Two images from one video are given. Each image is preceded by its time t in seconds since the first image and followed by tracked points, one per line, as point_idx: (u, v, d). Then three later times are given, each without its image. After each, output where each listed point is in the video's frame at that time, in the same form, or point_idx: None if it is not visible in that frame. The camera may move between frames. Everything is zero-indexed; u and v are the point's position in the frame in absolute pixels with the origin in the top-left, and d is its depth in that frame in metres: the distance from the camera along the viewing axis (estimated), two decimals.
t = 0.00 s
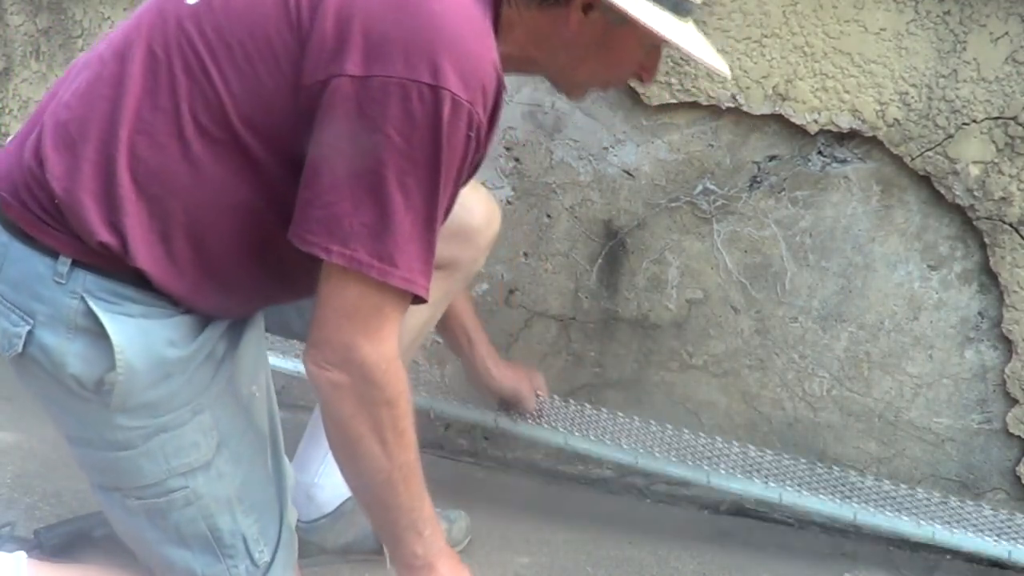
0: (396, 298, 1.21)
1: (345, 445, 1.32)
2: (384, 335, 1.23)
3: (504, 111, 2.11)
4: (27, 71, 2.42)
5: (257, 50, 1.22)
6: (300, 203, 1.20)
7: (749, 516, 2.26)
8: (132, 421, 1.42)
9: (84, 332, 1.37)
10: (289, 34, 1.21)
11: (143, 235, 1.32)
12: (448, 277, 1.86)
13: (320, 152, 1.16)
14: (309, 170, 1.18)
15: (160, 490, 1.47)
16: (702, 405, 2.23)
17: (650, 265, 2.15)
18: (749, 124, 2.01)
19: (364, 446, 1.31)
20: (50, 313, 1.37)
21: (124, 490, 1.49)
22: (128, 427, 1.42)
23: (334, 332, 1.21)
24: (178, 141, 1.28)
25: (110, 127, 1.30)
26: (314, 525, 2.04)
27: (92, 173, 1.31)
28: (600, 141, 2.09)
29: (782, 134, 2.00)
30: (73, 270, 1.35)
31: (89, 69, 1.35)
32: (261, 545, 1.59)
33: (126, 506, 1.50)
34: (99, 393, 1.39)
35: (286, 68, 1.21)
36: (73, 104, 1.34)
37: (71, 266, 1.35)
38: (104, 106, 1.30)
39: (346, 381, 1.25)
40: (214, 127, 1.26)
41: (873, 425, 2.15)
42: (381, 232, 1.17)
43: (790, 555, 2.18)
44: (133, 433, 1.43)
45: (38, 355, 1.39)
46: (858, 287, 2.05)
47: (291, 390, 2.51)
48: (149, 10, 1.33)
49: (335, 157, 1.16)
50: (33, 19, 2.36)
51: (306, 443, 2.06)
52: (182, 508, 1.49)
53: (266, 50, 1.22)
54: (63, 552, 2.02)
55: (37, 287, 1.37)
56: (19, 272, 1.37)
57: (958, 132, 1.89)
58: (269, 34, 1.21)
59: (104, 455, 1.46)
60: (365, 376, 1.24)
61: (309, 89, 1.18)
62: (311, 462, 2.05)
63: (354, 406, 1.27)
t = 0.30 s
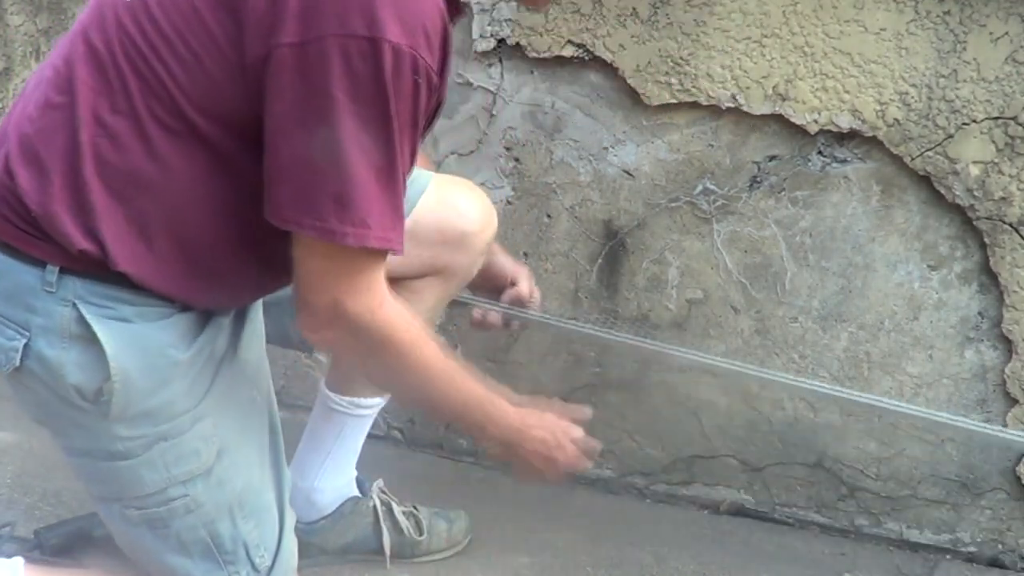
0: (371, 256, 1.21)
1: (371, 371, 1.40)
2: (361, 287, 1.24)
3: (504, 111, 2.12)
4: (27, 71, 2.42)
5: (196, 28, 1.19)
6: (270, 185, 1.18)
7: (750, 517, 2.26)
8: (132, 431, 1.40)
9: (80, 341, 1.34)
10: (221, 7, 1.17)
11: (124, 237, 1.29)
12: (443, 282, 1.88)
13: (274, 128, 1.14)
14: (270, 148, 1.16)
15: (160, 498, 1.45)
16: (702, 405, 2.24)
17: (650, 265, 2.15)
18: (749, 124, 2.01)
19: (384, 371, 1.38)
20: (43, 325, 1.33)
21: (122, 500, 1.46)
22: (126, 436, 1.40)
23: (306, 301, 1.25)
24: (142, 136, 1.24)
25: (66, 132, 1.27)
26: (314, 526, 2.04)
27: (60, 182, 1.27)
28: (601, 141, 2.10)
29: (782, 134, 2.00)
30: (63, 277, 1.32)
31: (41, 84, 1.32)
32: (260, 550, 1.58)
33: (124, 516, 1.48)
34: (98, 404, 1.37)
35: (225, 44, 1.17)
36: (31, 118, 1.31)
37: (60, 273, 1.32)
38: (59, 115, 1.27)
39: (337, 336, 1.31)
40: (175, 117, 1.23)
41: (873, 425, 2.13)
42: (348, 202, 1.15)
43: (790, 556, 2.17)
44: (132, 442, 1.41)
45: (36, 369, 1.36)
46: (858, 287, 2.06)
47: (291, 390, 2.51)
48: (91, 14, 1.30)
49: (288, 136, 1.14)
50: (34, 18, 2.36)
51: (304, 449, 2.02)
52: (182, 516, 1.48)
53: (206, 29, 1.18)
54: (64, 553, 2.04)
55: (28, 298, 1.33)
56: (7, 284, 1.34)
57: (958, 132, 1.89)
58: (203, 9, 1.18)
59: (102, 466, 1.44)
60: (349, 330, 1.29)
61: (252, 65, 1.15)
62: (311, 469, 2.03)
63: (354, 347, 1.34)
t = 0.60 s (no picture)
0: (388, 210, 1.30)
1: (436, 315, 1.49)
2: (390, 241, 1.33)
3: (504, 111, 2.15)
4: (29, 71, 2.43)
5: (146, 22, 1.25)
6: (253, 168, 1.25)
7: (749, 517, 2.27)
8: (120, 438, 1.42)
9: (65, 349, 1.38)
10: None
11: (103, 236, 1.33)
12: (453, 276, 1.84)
13: (241, 110, 1.21)
14: (243, 129, 1.22)
15: (153, 506, 1.46)
16: (702, 405, 2.22)
17: (650, 265, 2.15)
18: (749, 124, 2.01)
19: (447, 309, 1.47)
20: (31, 335, 1.38)
21: (116, 508, 1.48)
22: (116, 444, 1.42)
23: (352, 270, 1.34)
24: (107, 136, 1.30)
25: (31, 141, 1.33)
26: (313, 527, 2.05)
27: (32, 191, 1.32)
28: (601, 141, 2.11)
29: (782, 134, 2.00)
30: (45, 286, 1.37)
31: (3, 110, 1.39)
32: (258, 556, 1.55)
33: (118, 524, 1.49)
34: (86, 412, 1.40)
35: (175, 31, 1.24)
36: None
37: (42, 282, 1.37)
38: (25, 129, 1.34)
39: (393, 293, 1.40)
40: (136, 111, 1.28)
41: (873, 425, 2.13)
42: (327, 167, 1.23)
43: (790, 556, 2.17)
44: (122, 450, 1.42)
45: (26, 378, 1.40)
46: (858, 287, 2.05)
47: (291, 390, 2.51)
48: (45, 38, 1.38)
49: (257, 115, 1.21)
50: (34, 19, 2.37)
51: (303, 451, 2.02)
52: (177, 524, 1.47)
53: (155, 21, 1.25)
54: (64, 552, 2.04)
55: (15, 308, 1.38)
56: None
57: (958, 132, 1.89)
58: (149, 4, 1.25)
59: (93, 474, 1.46)
60: (402, 283, 1.38)
61: (205, 50, 1.22)
62: (309, 472, 2.03)
63: (412, 298, 1.42)
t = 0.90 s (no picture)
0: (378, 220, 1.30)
1: (425, 323, 1.49)
2: (380, 251, 1.33)
3: (504, 112, 2.16)
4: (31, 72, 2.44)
5: (134, 28, 1.25)
6: (244, 178, 1.25)
7: (750, 517, 2.27)
8: (117, 443, 1.42)
9: (64, 356, 1.38)
10: (152, 6, 1.23)
11: (96, 245, 1.33)
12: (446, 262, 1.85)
13: (231, 119, 1.21)
14: (233, 136, 1.22)
15: (152, 510, 1.45)
16: (702, 405, 2.22)
17: (650, 265, 2.16)
18: (749, 124, 2.01)
19: (436, 317, 1.47)
20: (29, 342, 1.38)
21: (114, 512, 1.47)
22: (114, 450, 1.42)
23: (340, 278, 1.34)
24: (98, 143, 1.30)
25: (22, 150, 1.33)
26: (313, 526, 2.04)
27: (24, 201, 1.32)
28: (601, 141, 2.12)
29: (782, 134, 2.00)
30: (42, 293, 1.37)
31: None
32: (257, 556, 1.55)
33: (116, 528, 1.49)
34: (84, 419, 1.40)
35: (165, 37, 1.23)
36: None
37: (38, 290, 1.37)
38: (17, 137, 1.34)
39: (381, 300, 1.40)
40: (126, 118, 1.28)
41: (873, 425, 2.13)
42: (317, 176, 1.22)
43: (790, 556, 2.16)
44: (121, 455, 1.42)
45: (23, 385, 1.40)
46: (858, 287, 2.05)
47: (291, 390, 2.52)
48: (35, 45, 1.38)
49: (246, 124, 1.20)
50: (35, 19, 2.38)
51: (300, 451, 2.02)
52: (176, 527, 1.47)
53: (144, 28, 1.24)
54: (63, 553, 2.03)
55: (12, 316, 1.38)
56: None
57: (958, 132, 1.89)
58: (137, 9, 1.24)
59: (91, 480, 1.46)
60: (392, 290, 1.38)
61: (195, 57, 1.21)
62: (308, 472, 2.03)
63: (400, 306, 1.42)
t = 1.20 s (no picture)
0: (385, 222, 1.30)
1: (428, 324, 1.49)
2: (387, 252, 1.33)
3: (504, 112, 2.17)
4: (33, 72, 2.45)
5: (140, 31, 1.24)
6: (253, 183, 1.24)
7: (749, 517, 2.27)
8: (122, 447, 1.41)
9: (69, 360, 1.37)
10: (161, 8, 1.23)
11: (103, 249, 1.33)
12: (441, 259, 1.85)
13: (241, 123, 1.21)
14: (243, 140, 1.22)
15: (156, 512, 1.45)
16: (702, 405, 2.22)
17: (650, 265, 2.16)
18: (749, 124, 2.02)
19: (439, 318, 1.47)
20: (33, 347, 1.37)
21: (118, 515, 1.47)
22: (118, 453, 1.42)
23: (346, 279, 1.34)
24: (103, 146, 1.29)
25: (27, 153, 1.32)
26: (314, 525, 2.05)
27: (31, 205, 1.32)
28: (601, 141, 2.12)
29: (782, 134, 2.00)
30: (47, 297, 1.36)
31: None
32: (261, 558, 1.54)
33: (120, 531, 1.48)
34: (89, 423, 1.40)
35: (173, 41, 1.23)
36: None
37: (43, 294, 1.36)
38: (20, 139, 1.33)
39: (387, 300, 1.40)
40: (132, 121, 1.28)
41: (873, 425, 2.13)
42: (328, 180, 1.22)
43: (790, 556, 2.16)
44: (125, 458, 1.42)
45: (26, 391, 1.39)
46: (858, 287, 2.05)
47: (291, 389, 2.52)
48: (37, 46, 1.37)
49: (257, 129, 1.20)
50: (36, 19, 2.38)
51: (298, 450, 2.02)
52: (180, 530, 1.47)
53: (152, 31, 1.24)
54: (63, 552, 2.03)
55: (14, 320, 1.38)
56: None
57: (958, 132, 1.88)
58: (143, 12, 1.24)
59: (95, 483, 1.46)
60: (398, 291, 1.38)
61: (204, 61, 1.21)
62: (307, 471, 2.03)
63: (405, 307, 1.42)
